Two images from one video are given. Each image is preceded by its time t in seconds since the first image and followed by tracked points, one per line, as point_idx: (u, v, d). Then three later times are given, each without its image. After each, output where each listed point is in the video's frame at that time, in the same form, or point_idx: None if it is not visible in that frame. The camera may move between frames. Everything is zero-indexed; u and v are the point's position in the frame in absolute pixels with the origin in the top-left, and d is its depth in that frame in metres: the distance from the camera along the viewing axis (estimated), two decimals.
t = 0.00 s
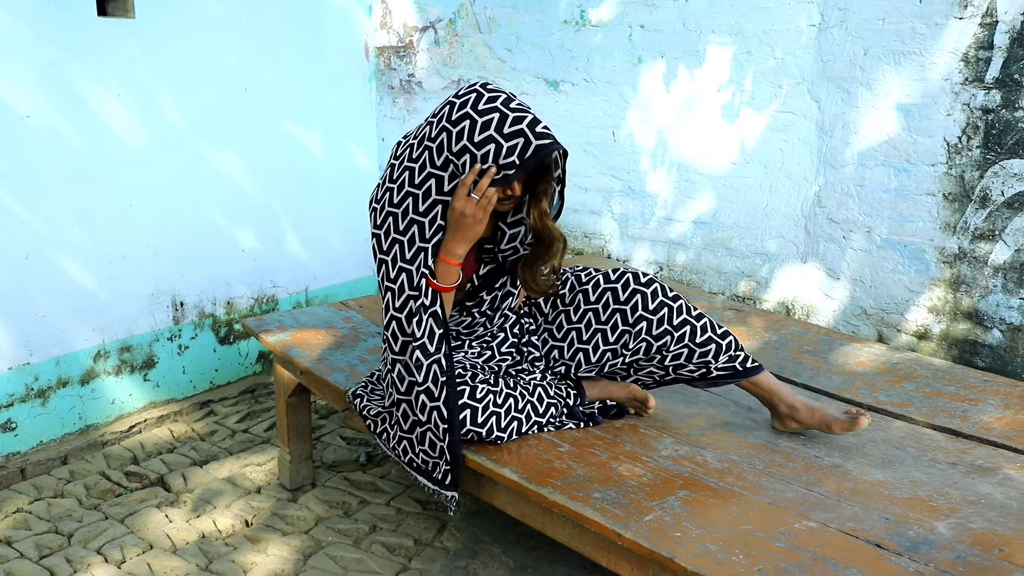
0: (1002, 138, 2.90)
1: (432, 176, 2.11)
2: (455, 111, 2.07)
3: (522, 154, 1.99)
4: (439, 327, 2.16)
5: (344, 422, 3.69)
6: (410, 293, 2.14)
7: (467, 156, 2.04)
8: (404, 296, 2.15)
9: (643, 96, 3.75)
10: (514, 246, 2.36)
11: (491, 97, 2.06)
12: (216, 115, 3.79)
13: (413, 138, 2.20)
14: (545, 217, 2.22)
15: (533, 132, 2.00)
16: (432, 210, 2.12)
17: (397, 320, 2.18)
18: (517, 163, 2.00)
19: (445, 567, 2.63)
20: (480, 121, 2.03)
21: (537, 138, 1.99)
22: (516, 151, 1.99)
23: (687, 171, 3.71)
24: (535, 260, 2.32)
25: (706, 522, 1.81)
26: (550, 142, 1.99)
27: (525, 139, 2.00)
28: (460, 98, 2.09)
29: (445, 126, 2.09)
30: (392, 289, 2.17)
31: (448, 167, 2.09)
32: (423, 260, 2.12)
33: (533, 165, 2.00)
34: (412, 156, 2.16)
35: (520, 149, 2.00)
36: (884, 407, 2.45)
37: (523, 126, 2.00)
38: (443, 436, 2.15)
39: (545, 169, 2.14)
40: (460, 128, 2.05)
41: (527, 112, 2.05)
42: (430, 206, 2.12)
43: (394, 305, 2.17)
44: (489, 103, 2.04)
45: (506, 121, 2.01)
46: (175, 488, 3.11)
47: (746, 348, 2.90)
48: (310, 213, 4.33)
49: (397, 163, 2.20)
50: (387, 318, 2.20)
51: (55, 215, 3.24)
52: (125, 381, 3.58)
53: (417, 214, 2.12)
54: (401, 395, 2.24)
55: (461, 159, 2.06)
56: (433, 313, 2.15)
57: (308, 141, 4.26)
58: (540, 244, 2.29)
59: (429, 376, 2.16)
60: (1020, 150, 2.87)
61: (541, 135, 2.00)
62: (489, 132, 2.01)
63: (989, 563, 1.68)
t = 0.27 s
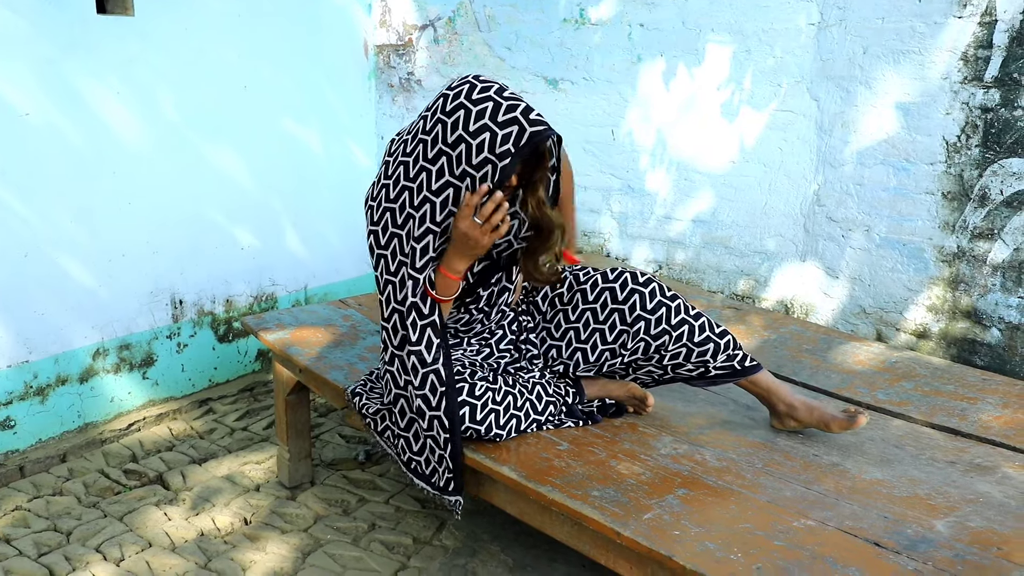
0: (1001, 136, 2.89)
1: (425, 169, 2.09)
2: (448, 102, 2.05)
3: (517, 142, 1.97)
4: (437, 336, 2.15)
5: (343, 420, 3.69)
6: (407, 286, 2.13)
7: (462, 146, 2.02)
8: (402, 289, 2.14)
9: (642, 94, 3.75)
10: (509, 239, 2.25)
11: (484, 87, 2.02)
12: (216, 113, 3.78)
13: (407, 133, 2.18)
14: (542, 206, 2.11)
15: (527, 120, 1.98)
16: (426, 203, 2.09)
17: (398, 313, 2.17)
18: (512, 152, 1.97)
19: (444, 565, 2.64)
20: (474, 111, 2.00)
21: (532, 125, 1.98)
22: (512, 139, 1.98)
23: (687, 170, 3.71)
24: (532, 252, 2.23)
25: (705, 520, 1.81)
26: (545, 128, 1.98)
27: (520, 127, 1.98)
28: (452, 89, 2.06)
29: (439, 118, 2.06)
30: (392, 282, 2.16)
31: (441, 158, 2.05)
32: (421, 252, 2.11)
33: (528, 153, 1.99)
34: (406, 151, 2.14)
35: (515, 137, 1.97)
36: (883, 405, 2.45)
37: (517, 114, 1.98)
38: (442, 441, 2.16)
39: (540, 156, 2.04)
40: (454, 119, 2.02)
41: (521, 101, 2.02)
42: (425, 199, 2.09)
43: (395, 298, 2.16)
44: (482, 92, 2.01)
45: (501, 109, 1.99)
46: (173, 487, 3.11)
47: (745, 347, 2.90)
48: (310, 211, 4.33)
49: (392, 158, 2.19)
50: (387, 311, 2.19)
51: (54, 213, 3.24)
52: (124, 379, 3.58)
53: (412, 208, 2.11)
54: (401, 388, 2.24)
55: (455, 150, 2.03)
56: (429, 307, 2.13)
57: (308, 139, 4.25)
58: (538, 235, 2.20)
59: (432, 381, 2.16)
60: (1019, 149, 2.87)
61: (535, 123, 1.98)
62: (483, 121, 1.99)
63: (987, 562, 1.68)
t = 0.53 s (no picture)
0: (1000, 136, 2.90)
1: (425, 156, 2.10)
2: (450, 91, 2.08)
3: (519, 129, 1.99)
4: (436, 334, 2.14)
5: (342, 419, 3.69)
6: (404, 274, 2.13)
7: (463, 132, 2.03)
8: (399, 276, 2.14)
9: (642, 94, 3.75)
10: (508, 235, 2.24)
11: (487, 77, 2.07)
12: (216, 112, 3.78)
13: (408, 125, 2.20)
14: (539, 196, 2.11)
15: (528, 107, 2.00)
16: (425, 189, 2.10)
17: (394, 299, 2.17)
18: (514, 139, 1.99)
19: (443, 564, 2.64)
20: (477, 98, 2.03)
21: (533, 112, 2.00)
22: (512, 125, 1.99)
23: (686, 169, 3.71)
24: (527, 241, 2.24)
25: (704, 520, 1.81)
26: (545, 115, 2.00)
27: (521, 113, 2.00)
28: (455, 79, 2.09)
29: (441, 107, 2.08)
30: (388, 269, 2.16)
31: (441, 144, 2.06)
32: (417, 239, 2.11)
33: (529, 140, 2.00)
34: (406, 141, 2.16)
35: (517, 123, 1.99)
36: (882, 405, 2.45)
37: (518, 102, 2.01)
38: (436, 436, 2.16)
39: (539, 146, 2.04)
40: (457, 106, 2.05)
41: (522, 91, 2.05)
42: (424, 185, 2.10)
43: (390, 285, 2.16)
44: (484, 81, 2.05)
45: (503, 97, 2.02)
46: (173, 485, 3.11)
47: (744, 347, 2.90)
48: (309, 210, 4.33)
49: (393, 150, 2.20)
50: (382, 298, 2.19)
51: (54, 212, 3.24)
52: (124, 378, 3.58)
53: (411, 194, 2.12)
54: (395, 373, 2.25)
55: (456, 136, 2.04)
56: (424, 299, 2.11)
57: (307, 138, 4.25)
58: (532, 223, 2.20)
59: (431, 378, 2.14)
60: (1018, 148, 2.87)
61: (536, 110, 2.00)
62: (486, 108, 2.02)
63: (986, 561, 1.68)
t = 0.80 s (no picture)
0: (1000, 136, 2.90)
1: (435, 144, 2.08)
2: (460, 80, 2.08)
3: (532, 111, 1.99)
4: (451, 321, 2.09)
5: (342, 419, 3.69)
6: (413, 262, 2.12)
7: (477, 116, 2.03)
8: (407, 264, 2.13)
9: (642, 93, 3.75)
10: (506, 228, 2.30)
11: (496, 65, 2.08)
12: (216, 111, 3.79)
13: (414, 117, 2.20)
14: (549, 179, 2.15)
15: (540, 91, 2.01)
16: (437, 176, 2.07)
17: (401, 288, 2.16)
18: (527, 120, 1.99)
19: (443, 563, 2.64)
20: (489, 83, 2.03)
21: (545, 95, 2.01)
22: (526, 108, 2.00)
23: (686, 169, 3.71)
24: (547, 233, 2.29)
25: (704, 519, 1.81)
26: (556, 98, 2.01)
27: (534, 96, 2.01)
28: (464, 69, 2.11)
29: (451, 96, 2.08)
30: (394, 259, 2.16)
31: (453, 131, 2.06)
32: (431, 227, 2.08)
33: (542, 122, 2.00)
34: (413, 133, 2.15)
35: (530, 106, 2.00)
36: (881, 405, 2.45)
37: (529, 86, 2.01)
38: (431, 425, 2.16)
39: (546, 131, 2.10)
40: (469, 93, 2.05)
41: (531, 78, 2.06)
42: (436, 172, 2.07)
43: (397, 273, 2.16)
44: (493, 68, 2.06)
45: (514, 82, 2.03)
46: (173, 485, 3.11)
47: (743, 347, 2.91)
48: (309, 210, 4.33)
49: (399, 142, 2.20)
50: (388, 287, 2.18)
51: (54, 211, 3.24)
52: (123, 377, 3.58)
53: (421, 183, 2.09)
54: (394, 362, 2.26)
55: (469, 122, 2.03)
56: (440, 286, 2.07)
57: (307, 138, 4.25)
58: (542, 210, 2.22)
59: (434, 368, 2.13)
60: (1018, 149, 2.87)
61: (547, 92, 2.01)
62: (498, 92, 2.02)
63: (985, 561, 1.68)
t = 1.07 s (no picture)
0: (1000, 135, 2.90)
1: (454, 134, 2.06)
2: (482, 72, 2.05)
3: (555, 102, 1.98)
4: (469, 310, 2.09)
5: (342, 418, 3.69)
6: (427, 250, 2.10)
7: (502, 107, 2.01)
8: (420, 253, 2.11)
9: (642, 93, 3.75)
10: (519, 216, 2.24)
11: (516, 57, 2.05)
12: (216, 113, 3.79)
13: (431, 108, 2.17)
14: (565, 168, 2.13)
15: (562, 82, 2.00)
16: (456, 164, 2.06)
17: (411, 276, 2.14)
18: (551, 111, 1.98)
19: (443, 563, 2.64)
20: (513, 74, 2.01)
21: (564, 85, 2.00)
22: (549, 99, 1.98)
23: (686, 169, 3.71)
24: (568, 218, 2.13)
25: (704, 519, 1.81)
26: (576, 89, 2.00)
27: (557, 87, 1.99)
28: (484, 59, 2.08)
29: (473, 87, 2.05)
30: (405, 247, 2.14)
31: (474, 121, 2.03)
32: (449, 216, 2.06)
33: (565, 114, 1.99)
34: (430, 123, 2.13)
35: (553, 96, 1.98)
36: (881, 404, 2.46)
37: (552, 77, 2.00)
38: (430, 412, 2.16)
39: (563, 120, 2.01)
40: (493, 84, 2.02)
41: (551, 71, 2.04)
42: (454, 161, 2.06)
43: (407, 262, 2.14)
44: (514, 60, 2.03)
45: (536, 73, 2.01)
46: (173, 484, 3.11)
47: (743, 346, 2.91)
48: (309, 209, 4.33)
49: (414, 133, 2.18)
50: (398, 276, 2.16)
51: (54, 211, 3.24)
52: (123, 376, 3.58)
53: (438, 172, 2.08)
54: (400, 352, 2.23)
55: (494, 112, 2.01)
56: (462, 273, 2.07)
57: (307, 137, 4.25)
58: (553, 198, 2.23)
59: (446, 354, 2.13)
60: (1018, 148, 2.87)
61: (569, 85, 2.00)
62: (523, 83, 1.99)
63: (985, 560, 1.68)
